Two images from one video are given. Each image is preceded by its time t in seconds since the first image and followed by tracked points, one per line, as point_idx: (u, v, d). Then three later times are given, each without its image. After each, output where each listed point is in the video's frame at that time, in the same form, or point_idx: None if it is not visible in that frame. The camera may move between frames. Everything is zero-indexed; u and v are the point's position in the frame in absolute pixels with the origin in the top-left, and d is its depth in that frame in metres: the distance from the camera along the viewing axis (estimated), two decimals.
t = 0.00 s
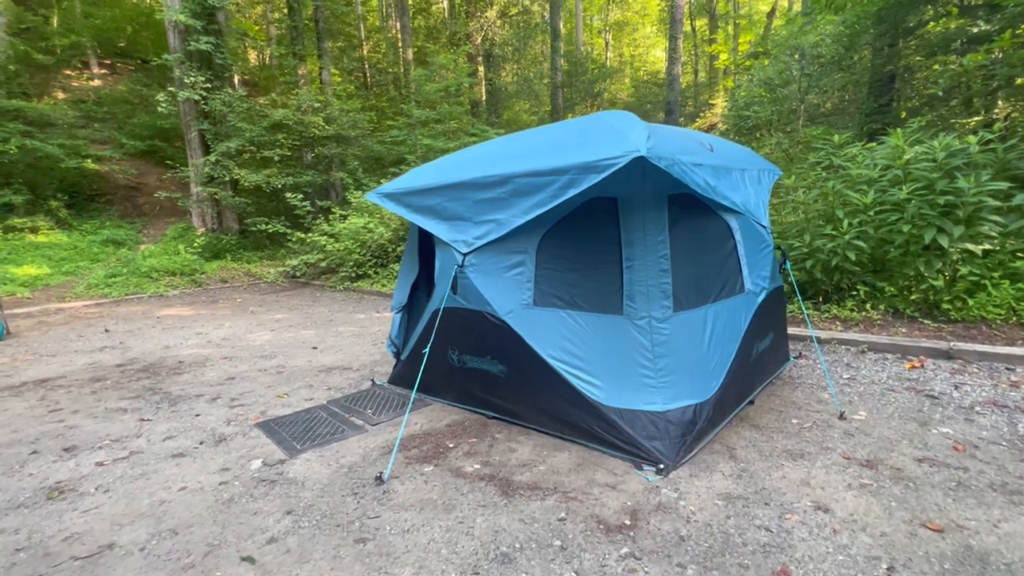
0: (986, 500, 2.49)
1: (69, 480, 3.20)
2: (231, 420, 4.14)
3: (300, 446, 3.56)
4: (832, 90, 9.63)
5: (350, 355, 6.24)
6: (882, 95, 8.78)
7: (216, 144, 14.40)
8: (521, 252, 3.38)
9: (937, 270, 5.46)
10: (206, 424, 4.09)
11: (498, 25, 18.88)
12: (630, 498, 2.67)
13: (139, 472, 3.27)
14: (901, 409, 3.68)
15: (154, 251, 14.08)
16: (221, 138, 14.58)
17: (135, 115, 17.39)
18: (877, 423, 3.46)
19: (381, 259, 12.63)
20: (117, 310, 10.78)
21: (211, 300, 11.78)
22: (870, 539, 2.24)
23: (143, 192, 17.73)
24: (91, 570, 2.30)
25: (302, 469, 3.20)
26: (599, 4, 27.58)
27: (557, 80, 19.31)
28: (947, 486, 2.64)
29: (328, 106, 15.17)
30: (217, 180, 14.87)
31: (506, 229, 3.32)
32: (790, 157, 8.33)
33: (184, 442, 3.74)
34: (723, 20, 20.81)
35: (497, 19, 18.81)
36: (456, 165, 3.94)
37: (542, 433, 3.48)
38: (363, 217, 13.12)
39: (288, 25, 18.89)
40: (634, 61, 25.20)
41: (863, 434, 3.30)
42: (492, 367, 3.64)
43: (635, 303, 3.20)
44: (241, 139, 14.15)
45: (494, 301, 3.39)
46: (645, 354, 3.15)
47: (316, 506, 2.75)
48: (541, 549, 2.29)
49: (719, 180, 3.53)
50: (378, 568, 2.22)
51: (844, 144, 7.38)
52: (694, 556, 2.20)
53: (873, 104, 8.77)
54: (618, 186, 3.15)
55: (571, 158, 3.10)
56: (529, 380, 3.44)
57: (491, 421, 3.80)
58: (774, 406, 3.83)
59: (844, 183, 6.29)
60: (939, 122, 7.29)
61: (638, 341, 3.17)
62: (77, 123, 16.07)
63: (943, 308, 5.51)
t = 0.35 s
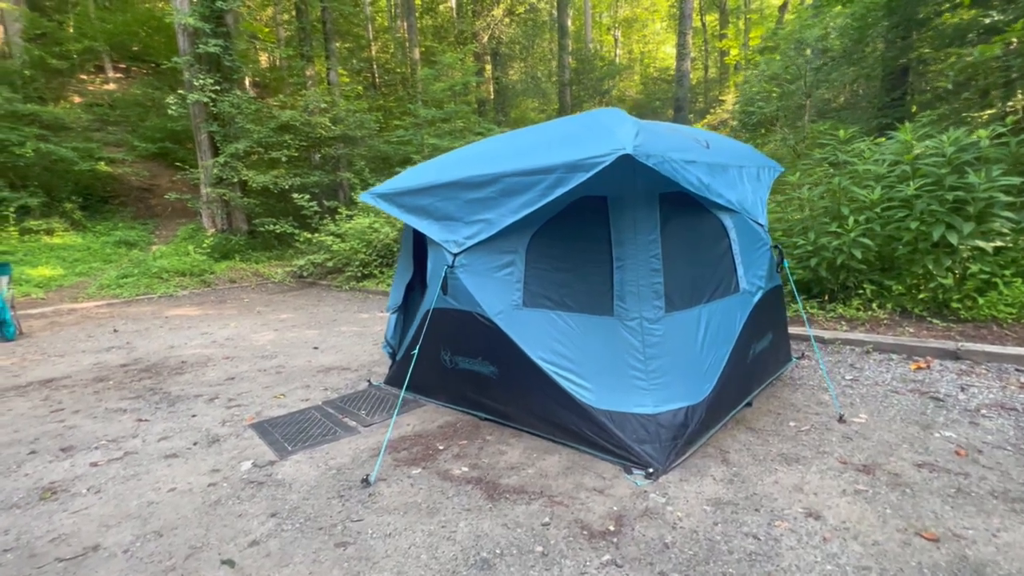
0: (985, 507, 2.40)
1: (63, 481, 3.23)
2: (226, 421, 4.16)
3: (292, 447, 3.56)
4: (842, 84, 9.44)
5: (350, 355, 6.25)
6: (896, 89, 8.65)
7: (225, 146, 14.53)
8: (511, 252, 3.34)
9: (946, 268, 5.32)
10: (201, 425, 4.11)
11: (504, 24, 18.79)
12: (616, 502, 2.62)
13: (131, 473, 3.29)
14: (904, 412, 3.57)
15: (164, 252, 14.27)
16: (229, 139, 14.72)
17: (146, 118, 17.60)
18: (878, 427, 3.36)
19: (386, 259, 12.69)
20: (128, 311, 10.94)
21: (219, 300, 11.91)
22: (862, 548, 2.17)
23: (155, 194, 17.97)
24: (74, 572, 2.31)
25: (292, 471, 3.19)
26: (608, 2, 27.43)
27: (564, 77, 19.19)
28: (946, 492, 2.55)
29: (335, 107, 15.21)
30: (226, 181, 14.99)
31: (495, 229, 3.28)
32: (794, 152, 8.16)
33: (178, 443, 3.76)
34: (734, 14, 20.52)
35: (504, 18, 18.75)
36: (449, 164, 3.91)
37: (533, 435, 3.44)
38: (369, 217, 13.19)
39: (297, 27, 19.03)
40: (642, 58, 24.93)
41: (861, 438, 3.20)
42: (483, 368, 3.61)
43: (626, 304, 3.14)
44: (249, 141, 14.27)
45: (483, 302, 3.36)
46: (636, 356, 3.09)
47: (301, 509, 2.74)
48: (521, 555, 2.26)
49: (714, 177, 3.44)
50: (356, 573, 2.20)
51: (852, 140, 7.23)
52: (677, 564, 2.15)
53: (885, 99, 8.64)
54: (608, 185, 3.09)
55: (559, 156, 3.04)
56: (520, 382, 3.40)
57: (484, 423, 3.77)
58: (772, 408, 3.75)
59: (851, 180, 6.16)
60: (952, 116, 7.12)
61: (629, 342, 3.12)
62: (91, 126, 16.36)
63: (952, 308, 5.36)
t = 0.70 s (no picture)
0: (961, 521, 2.35)
1: (43, 487, 3.26)
2: (210, 426, 4.18)
3: (270, 453, 3.57)
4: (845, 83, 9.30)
5: (342, 359, 6.26)
6: (900, 88, 8.63)
7: (230, 150, 14.66)
8: (488, 259, 3.32)
9: (942, 271, 5.22)
10: (186, 430, 4.13)
11: (508, 25, 18.77)
12: (585, 514, 2.59)
13: (111, 479, 3.32)
14: (890, 420, 3.50)
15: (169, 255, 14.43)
16: (234, 143, 14.84)
17: (153, 122, 17.79)
18: (861, 436, 3.29)
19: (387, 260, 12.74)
20: (132, 314, 11.05)
21: (222, 302, 12.01)
22: (828, 565, 2.12)
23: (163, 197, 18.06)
24: None
25: (267, 478, 3.20)
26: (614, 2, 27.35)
27: (568, 78, 19.11)
28: (923, 505, 2.49)
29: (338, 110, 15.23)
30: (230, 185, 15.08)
31: (472, 235, 3.26)
32: (793, 152, 8.04)
33: (160, 448, 3.78)
34: (741, 13, 20.32)
35: (507, 19, 18.73)
36: (431, 170, 3.89)
37: (511, 442, 3.41)
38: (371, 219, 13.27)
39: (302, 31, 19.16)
40: (649, 58, 24.73)
41: (842, 447, 3.14)
42: (463, 375, 3.59)
43: (601, 311, 3.11)
44: (253, 144, 14.37)
45: (460, 309, 3.34)
46: (612, 363, 3.06)
47: (271, 517, 2.74)
48: (482, 568, 2.24)
49: (693, 181, 3.38)
50: None
51: (851, 140, 7.12)
52: None
53: (890, 97, 8.59)
54: (582, 190, 3.06)
55: (532, 163, 3.02)
56: (497, 389, 3.38)
57: (464, 430, 3.75)
58: (757, 415, 3.69)
59: (846, 181, 6.07)
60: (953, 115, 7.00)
61: (604, 349, 3.08)
62: (100, 130, 16.62)
63: (949, 312, 5.26)
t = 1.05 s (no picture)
0: (942, 530, 2.30)
1: (30, 488, 3.30)
2: (201, 427, 4.21)
3: (256, 455, 3.59)
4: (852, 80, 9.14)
5: (338, 360, 6.28)
6: (908, 84, 8.47)
7: (235, 152, 14.77)
8: (470, 262, 3.31)
9: (942, 272, 5.13)
10: (176, 431, 4.16)
11: (512, 25, 18.66)
12: (560, 518, 2.57)
13: (98, 480, 3.35)
14: (880, 424, 3.44)
15: (175, 256, 14.58)
16: (239, 145, 14.95)
17: (161, 124, 17.94)
18: (849, 441, 3.24)
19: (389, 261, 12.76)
20: (138, 314, 11.19)
21: (226, 303, 12.11)
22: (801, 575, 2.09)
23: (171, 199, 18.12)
24: None
25: (251, 479, 3.22)
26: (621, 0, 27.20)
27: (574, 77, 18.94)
28: (905, 513, 2.45)
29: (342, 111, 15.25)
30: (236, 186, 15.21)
31: (454, 238, 3.26)
32: (796, 150, 7.91)
33: (150, 449, 3.82)
34: (750, 10, 20.04)
35: (511, 18, 18.62)
36: (418, 172, 3.89)
37: (494, 446, 3.40)
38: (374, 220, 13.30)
39: (307, 32, 19.25)
40: (657, 56, 24.45)
41: (829, 452, 3.09)
42: (447, 377, 3.58)
43: (583, 313, 3.09)
44: (258, 146, 14.47)
45: (443, 312, 3.34)
46: (593, 367, 3.05)
47: (250, 519, 2.75)
48: (453, 573, 2.24)
49: (677, 183, 3.35)
50: None
51: (853, 138, 6.99)
52: None
53: (898, 94, 8.46)
54: (562, 193, 3.04)
55: (512, 165, 3.01)
56: (480, 392, 3.36)
57: (449, 433, 3.74)
58: (744, 419, 3.64)
59: (845, 181, 5.98)
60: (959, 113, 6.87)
61: (586, 353, 3.07)
62: (109, 133, 16.83)
63: (949, 313, 5.18)
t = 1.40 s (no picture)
0: (950, 541, 2.18)
1: (28, 483, 3.33)
2: (199, 424, 4.22)
3: (250, 453, 3.57)
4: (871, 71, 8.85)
5: (341, 357, 6.26)
6: (928, 76, 8.19)
7: (247, 151, 14.88)
8: (463, 259, 3.25)
9: (959, 269, 4.94)
10: (175, 428, 4.17)
11: (522, 21, 18.50)
12: (549, 522, 2.50)
13: (94, 476, 3.36)
14: (889, 427, 3.31)
15: (189, 254, 14.77)
16: (251, 143, 15.07)
17: (175, 124, 18.17)
18: (855, 444, 3.11)
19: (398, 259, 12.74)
20: (151, 311, 11.36)
21: (237, 300, 12.22)
22: None
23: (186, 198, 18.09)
24: None
25: (243, 478, 3.20)
26: None
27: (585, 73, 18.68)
28: (910, 521, 2.33)
29: (351, 110, 15.23)
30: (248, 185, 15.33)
31: (447, 234, 3.19)
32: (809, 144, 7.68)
33: (147, 445, 3.83)
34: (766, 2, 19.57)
35: (521, 15, 18.45)
36: (413, 168, 3.84)
37: (488, 446, 3.33)
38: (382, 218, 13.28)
39: (318, 31, 19.33)
40: (670, 51, 24.04)
41: (833, 456, 2.97)
42: (441, 376, 3.53)
43: (577, 311, 3.01)
44: (269, 145, 14.56)
45: (435, 309, 3.29)
46: (587, 366, 2.96)
47: (238, 518, 2.73)
48: None
49: (676, 177, 3.24)
50: None
51: (869, 131, 6.77)
52: None
53: (917, 86, 8.19)
54: (556, 188, 2.96)
55: (503, 159, 2.93)
56: (474, 391, 3.30)
57: (444, 432, 3.69)
58: (747, 421, 3.53)
59: (858, 175, 5.79)
60: (981, 104, 6.61)
61: (580, 352, 2.99)
62: (126, 134, 17.10)
63: (966, 312, 4.99)
